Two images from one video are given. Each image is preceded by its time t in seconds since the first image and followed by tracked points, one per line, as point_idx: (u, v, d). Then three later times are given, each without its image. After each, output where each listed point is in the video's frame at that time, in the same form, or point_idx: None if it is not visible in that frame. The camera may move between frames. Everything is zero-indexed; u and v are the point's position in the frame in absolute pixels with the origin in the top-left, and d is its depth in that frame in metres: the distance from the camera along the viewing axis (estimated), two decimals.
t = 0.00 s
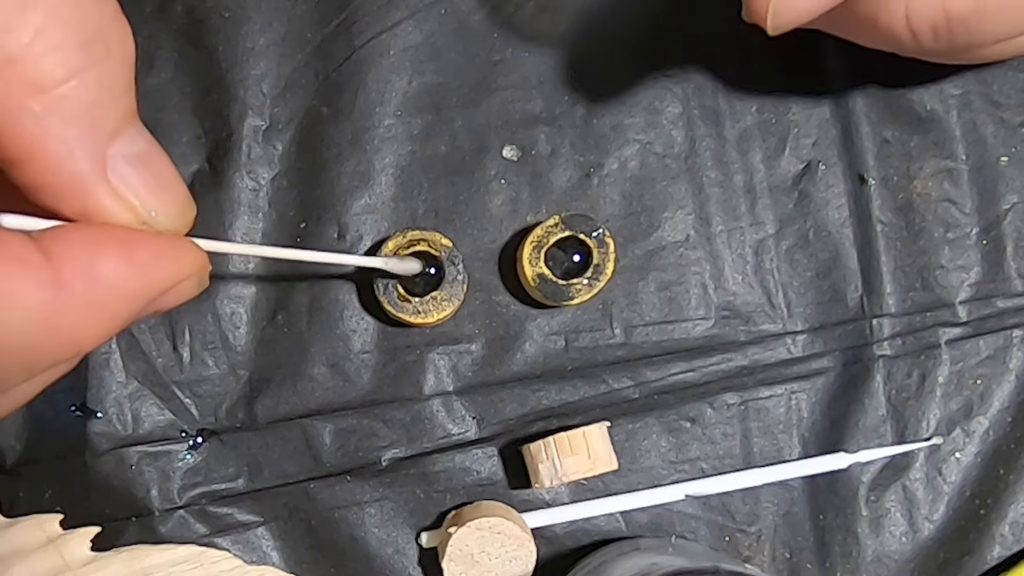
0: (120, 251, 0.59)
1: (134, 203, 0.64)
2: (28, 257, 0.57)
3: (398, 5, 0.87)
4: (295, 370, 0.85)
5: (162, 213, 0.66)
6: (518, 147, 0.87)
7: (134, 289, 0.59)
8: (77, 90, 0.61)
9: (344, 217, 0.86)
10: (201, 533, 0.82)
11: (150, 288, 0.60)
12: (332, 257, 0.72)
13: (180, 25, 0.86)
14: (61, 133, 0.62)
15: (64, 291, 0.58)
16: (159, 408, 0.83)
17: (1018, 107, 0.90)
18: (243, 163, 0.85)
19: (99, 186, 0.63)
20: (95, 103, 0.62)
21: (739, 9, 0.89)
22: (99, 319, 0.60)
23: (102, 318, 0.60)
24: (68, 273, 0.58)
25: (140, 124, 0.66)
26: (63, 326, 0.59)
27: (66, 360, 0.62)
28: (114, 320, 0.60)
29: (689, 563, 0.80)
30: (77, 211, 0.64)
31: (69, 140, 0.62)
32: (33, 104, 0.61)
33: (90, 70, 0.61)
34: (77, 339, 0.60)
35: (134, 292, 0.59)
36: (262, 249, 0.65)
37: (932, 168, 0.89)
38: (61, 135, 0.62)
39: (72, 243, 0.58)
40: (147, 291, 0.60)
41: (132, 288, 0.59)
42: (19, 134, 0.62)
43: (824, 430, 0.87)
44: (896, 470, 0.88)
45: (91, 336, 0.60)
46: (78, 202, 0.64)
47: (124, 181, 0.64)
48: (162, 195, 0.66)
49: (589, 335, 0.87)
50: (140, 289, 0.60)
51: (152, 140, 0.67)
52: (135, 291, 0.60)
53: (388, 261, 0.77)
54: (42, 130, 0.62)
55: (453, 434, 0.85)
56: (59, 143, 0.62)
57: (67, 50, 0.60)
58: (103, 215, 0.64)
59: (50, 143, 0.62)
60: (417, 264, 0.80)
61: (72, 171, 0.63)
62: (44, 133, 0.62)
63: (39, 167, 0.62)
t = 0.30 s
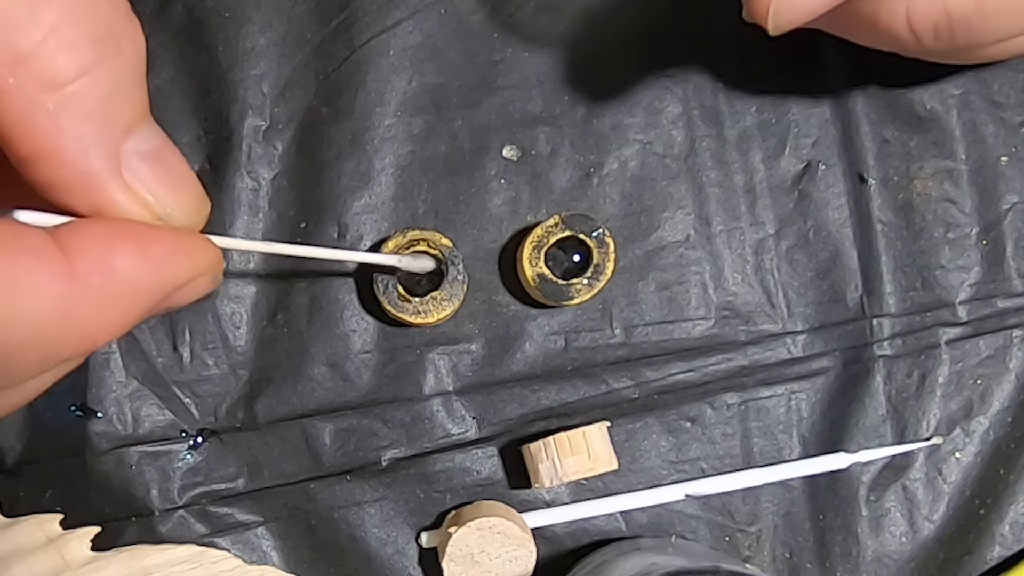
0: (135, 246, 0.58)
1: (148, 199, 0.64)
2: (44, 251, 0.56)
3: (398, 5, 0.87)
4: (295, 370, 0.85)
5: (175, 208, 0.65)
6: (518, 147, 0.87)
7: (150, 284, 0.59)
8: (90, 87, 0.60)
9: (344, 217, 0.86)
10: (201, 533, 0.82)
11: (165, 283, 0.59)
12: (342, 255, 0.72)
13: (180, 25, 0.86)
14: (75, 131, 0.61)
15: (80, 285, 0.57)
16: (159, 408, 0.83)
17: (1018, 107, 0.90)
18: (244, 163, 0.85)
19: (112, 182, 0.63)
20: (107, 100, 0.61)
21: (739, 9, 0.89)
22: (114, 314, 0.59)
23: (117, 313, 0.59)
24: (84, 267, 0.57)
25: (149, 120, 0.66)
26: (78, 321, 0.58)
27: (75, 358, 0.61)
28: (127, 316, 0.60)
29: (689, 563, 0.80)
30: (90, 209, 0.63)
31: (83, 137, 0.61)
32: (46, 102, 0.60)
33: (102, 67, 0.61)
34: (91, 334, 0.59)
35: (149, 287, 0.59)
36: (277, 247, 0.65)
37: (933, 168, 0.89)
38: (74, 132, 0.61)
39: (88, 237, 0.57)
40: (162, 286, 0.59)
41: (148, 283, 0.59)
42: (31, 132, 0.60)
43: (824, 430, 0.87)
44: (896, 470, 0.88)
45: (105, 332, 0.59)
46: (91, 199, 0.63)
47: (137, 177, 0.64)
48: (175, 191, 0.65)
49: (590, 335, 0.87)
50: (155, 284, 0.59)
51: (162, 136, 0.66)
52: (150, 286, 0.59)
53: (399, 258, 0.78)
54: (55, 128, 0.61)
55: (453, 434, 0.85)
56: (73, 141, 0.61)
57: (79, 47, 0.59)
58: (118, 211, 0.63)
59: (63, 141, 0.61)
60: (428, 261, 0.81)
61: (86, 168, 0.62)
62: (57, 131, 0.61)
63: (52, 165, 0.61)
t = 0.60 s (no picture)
0: (147, 251, 0.58)
1: (160, 206, 0.63)
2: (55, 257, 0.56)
3: (398, 5, 0.87)
4: (295, 370, 0.85)
5: (186, 215, 0.65)
6: (518, 147, 0.87)
7: (161, 289, 0.59)
8: (97, 95, 0.60)
9: (344, 216, 0.86)
10: (201, 533, 0.82)
11: (177, 289, 0.59)
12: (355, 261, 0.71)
13: (180, 25, 0.86)
14: (83, 139, 0.61)
15: (91, 291, 0.57)
16: (159, 408, 0.83)
17: (1018, 107, 0.90)
18: (243, 163, 0.85)
19: (122, 189, 0.62)
20: (115, 107, 0.61)
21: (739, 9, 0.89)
22: (126, 320, 0.59)
23: (129, 319, 0.59)
24: (95, 273, 0.57)
25: (159, 129, 0.65)
26: (90, 326, 0.58)
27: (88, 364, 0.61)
28: (140, 322, 0.59)
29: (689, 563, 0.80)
30: (102, 217, 0.63)
31: (91, 144, 0.61)
32: (54, 111, 0.60)
33: (109, 75, 0.61)
34: (103, 340, 0.58)
35: (162, 293, 0.58)
36: (281, 250, 0.65)
37: (933, 168, 0.89)
38: (83, 140, 0.61)
39: (99, 243, 0.57)
40: (174, 292, 0.59)
41: (159, 289, 0.59)
42: (40, 142, 0.60)
43: (824, 430, 0.87)
44: (896, 471, 0.88)
45: (117, 338, 0.59)
46: (102, 207, 0.62)
47: (147, 184, 0.63)
48: (186, 197, 0.64)
49: (590, 335, 0.87)
50: (167, 289, 0.59)
51: (172, 144, 0.66)
52: (162, 291, 0.59)
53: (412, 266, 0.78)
54: (63, 137, 0.61)
55: (453, 434, 0.85)
56: (82, 149, 0.61)
57: (85, 56, 0.59)
58: (128, 219, 0.63)
59: (72, 149, 0.61)
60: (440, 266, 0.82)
61: (96, 176, 0.62)
62: (65, 140, 0.61)
63: (62, 174, 0.61)
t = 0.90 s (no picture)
0: (139, 273, 0.59)
1: (153, 226, 0.64)
2: (48, 277, 0.57)
3: (398, 5, 0.87)
4: (294, 370, 0.85)
5: (180, 234, 0.65)
6: (518, 147, 0.87)
7: (153, 311, 0.59)
8: (91, 115, 0.61)
9: (344, 216, 0.86)
10: (201, 533, 0.82)
11: (168, 311, 0.59)
12: (350, 280, 0.72)
13: (180, 25, 0.86)
14: (77, 159, 0.61)
15: (83, 311, 0.57)
16: (159, 408, 0.83)
17: (1018, 107, 0.90)
18: (243, 163, 0.85)
19: (116, 209, 0.63)
20: (109, 127, 0.61)
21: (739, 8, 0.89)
22: (117, 341, 0.59)
23: (121, 339, 0.59)
24: (88, 294, 0.57)
25: (153, 147, 0.66)
26: (81, 346, 0.58)
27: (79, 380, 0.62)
28: (131, 342, 0.60)
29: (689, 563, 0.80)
30: (95, 237, 0.63)
31: (85, 165, 0.61)
32: (48, 131, 0.60)
33: (103, 95, 0.61)
34: (93, 359, 0.59)
35: (153, 314, 0.59)
36: (283, 272, 0.65)
37: (932, 168, 0.89)
38: (77, 160, 0.61)
39: (92, 264, 0.58)
40: (165, 314, 0.60)
41: (151, 310, 0.59)
42: (32, 161, 0.60)
43: (824, 430, 0.87)
44: (896, 471, 0.88)
45: (107, 357, 0.60)
46: (95, 227, 0.63)
47: (140, 204, 0.63)
48: (179, 217, 0.65)
49: (590, 335, 0.87)
50: (158, 311, 0.59)
51: (166, 163, 0.66)
52: (153, 313, 0.59)
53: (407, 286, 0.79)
54: (57, 156, 0.61)
55: (453, 434, 0.85)
56: (75, 169, 0.61)
57: (80, 76, 0.60)
58: (122, 239, 0.63)
59: (66, 169, 0.61)
60: (435, 287, 0.82)
61: (90, 197, 0.62)
62: (59, 160, 0.61)
63: (55, 194, 0.61)
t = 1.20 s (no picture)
0: (103, 277, 0.59)
1: (121, 229, 0.66)
2: (10, 280, 0.58)
3: (398, 5, 0.87)
4: (294, 370, 0.85)
5: (148, 238, 0.67)
6: (518, 147, 0.87)
7: (117, 315, 0.60)
8: (65, 116, 0.63)
9: (344, 217, 0.86)
10: (201, 533, 0.82)
11: (132, 315, 0.60)
12: (331, 289, 0.72)
13: (180, 24, 0.86)
14: (49, 158, 0.63)
15: (46, 315, 0.58)
16: (159, 408, 0.83)
17: (1018, 107, 0.90)
18: (243, 163, 0.85)
19: (84, 210, 0.65)
20: (82, 128, 0.64)
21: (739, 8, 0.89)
22: (82, 344, 0.60)
23: (86, 342, 0.60)
24: (51, 298, 0.58)
25: (128, 152, 0.68)
26: (45, 348, 0.59)
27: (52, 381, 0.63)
28: (97, 345, 0.61)
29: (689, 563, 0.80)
30: (64, 237, 0.65)
31: (57, 164, 0.64)
32: (22, 128, 0.63)
33: (79, 94, 0.63)
34: (58, 361, 0.60)
35: (117, 318, 0.59)
36: (238, 277, 0.65)
37: (933, 168, 0.89)
38: (48, 159, 0.63)
39: (55, 268, 0.59)
40: (130, 318, 0.60)
41: (114, 314, 0.60)
42: (6, 158, 0.63)
43: (824, 430, 0.87)
44: (896, 470, 0.88)
45: (74, 360, 0.61)
46: (64, 227, 0.65)
47: (109, 206, 0.66)
48: (148, 221, 0.67)
49: (590, 335, 0.87)
50: (121, 315, 0.60)
51: (140, 167, 0.68)
52: (117, 317, 0.60)
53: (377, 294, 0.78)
54: (30, 155, 0.63)
55: (453, 434, 0.85)
56: (47, 168, 0.63)
57: (56, 74, 0.62)
58: (89, 239, 0.65)
59: (38, 168, 0.63)
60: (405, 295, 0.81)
61: (61, 197, 0.64)
62: (31, 158, 0.63)
63: (27, 192, 0.64)
